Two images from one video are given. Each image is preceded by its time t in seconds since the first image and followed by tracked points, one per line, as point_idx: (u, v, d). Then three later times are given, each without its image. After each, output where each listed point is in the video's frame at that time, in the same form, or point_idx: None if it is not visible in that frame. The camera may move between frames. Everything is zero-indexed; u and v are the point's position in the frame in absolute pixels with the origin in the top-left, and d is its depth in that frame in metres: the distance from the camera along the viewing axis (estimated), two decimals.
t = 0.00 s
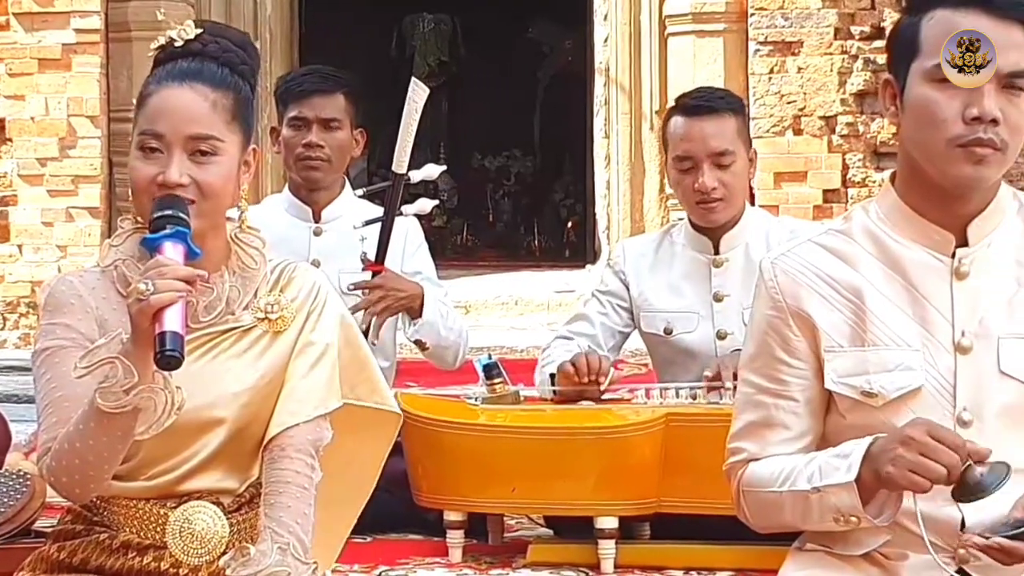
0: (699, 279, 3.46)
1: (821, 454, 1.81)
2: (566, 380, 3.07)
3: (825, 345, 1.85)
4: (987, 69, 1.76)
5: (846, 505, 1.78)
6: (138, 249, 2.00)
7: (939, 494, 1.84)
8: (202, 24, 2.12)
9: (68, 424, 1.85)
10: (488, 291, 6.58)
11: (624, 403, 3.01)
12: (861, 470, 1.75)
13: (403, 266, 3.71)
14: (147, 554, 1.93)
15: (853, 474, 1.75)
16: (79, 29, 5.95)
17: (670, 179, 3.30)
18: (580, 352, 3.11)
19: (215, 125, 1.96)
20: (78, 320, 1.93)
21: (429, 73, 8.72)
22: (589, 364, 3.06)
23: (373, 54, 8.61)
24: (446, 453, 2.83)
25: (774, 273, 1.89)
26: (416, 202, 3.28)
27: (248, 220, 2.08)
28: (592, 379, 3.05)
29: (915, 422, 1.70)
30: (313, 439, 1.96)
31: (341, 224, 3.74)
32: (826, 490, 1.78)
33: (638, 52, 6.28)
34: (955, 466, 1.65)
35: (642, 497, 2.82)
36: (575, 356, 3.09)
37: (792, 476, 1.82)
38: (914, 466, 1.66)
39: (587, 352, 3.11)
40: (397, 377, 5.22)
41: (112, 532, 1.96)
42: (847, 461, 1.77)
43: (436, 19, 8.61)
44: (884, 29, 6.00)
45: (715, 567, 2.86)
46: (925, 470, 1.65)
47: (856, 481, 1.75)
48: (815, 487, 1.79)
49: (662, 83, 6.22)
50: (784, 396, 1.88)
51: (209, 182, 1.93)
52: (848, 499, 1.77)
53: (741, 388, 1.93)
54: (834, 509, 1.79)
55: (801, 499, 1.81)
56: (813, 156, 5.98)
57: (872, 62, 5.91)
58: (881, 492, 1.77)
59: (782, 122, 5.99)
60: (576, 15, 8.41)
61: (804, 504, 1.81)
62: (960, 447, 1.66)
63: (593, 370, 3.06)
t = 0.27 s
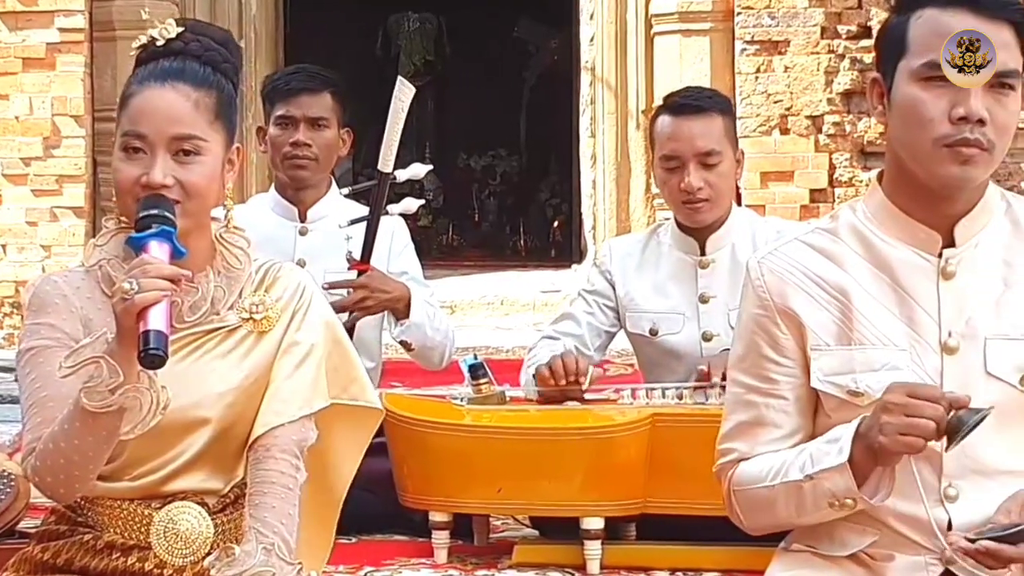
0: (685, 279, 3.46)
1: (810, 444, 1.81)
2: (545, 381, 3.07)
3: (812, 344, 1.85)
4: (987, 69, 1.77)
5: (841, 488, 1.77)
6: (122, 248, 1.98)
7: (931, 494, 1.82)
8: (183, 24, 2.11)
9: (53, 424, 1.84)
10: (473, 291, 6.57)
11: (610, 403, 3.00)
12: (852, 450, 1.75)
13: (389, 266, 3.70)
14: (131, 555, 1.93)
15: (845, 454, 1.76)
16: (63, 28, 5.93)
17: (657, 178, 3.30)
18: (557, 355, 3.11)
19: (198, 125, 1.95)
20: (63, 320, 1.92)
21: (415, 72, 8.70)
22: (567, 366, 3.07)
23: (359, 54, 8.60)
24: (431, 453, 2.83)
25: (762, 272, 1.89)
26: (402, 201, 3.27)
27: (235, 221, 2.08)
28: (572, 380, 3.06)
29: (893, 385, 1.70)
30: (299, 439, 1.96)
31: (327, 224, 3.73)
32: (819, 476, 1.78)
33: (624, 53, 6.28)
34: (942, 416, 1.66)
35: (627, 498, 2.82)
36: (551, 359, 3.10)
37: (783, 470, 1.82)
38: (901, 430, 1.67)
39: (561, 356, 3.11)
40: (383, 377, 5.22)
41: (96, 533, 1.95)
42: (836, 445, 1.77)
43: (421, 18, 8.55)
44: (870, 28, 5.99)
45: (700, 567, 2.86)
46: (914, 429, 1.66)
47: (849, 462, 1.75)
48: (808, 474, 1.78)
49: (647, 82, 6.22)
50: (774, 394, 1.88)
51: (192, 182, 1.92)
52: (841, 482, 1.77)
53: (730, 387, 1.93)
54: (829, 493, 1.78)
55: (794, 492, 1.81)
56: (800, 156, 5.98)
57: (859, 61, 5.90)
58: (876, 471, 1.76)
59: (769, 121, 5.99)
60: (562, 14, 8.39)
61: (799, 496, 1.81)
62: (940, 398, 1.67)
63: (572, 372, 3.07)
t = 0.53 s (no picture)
0: (672, 277, 3.46)
1: (802, 454, 1.81)
2: (527, 380, 3.05)
3: (798, 344, 1.86)
4: (987, 69, 1.78)
5: (830, 503, 1.77)
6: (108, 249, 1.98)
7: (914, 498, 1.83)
8: (165, 23, 2.10)
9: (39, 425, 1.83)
10: (459, 291, 6.57)
11: (595, 403, 3.01)
12: (847, 469, 1.75)
13: (374, 266, 3.69)
14: (117, 555, 1.91)
15: (838, 472, 1.75)
16: (48, 29, 5.91)
17: (641, 178, 3.31)
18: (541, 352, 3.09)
19: (183, 124, 1.94)
20: (48, 320, 1.91)
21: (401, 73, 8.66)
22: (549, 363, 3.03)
23: (344, 53, 8.59)
24: (417, 454, 2.83)
25: (748, 272, 1.90)
26: (387, 201, 3.26)
27: (221, 223, 2.07)
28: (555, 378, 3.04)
29: (918, 434, 1.70)
30: (283, 439, 1.96)
31: (312, 224, 3.72)
32: (809, 489, 1.78)
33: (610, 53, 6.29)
34: (952, 486, 1.67)
35: (611, 499, 2.82)
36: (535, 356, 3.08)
37: (771, 476, 1.82)
38: (912, 478, 1.66)
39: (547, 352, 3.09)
40: (369, 377, 5.22)
41: (81, 533, 1.94)
42: (831, 460, 1.77)
43: (407, 18, 8.60)
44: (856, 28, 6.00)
45: (686, 568, 2.87)
46: (925, 486, 1.66)
47: (841, 480, 1.75)
48: (797, 485, 1.79)
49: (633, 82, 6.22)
50: (758, 395, 1.88)
51: (178, 182, 1.92)
52: (831, 498, 1.77)
53: (714, 387, 1.94)
54: (817, 507, 1.78)
55: (780, 500, 1.81)
56: (785, 156, 5.99)
57: (844, 61, 5.91)
58: (867, 493, 1.76)
59: (754, 121, 6.00)
60: (548, 14, 8.40)
61: (785, 504, 1.81)
62: (960, 470, 1.67)
63: (554, 370, 3.04)
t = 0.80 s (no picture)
0: (661, 278, 3.47)
1: (791, 461, 1.81)
2: (517, 381, 3.05)
3: (784, 345, 1.86)
4: (987, 69, 1.79)
5: (820, 511, 1.78)
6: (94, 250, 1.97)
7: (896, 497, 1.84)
8: (149, 23, 2.09)
9: (25, 425, 1.83)
10: (443, 291, 6.57)
11: (581, 403, 3.01)
12: (836, 477, 1.75)
13: (359, 267, 3.70)
14: (102, 555, 1.91)
15: (828, 481, 1.75)
16: (34, 29, 5.89)
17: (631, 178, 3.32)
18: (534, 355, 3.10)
19: (170, 123, 1.94)
20: (34, 321, 1.90)
21: (385, 73, 8.73)
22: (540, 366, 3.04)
23: (329, 53, 8.58)
24: (402, 454, 2.83)
25: (734, 272, 1.91)
26: (373, 202, 3.26)
27: (206, 222, 2.06)
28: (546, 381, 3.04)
29: (911, 454, 1.72)
30: (269, 439, 1.96)
31: (298, 224, 3.72)
32: (799, 494, 1.78)
33: (595, 50, 6.31)
34: (934, 507, 1.69)
35: (597, 499, 2.82)
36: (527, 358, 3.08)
37: (758, 481, 1.82)
38: (897, 496, 1.68)
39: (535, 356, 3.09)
40: (353, 378, 5.22)
41: (66, 533, 1.93)
42: (821, 468, 1.77)
43: (392, 19, 8.66)
44: (841, 28, 6.02)
45: (671, 568, 2.87)
46: (907, 504, 1.68)
47: (831, 489, 1.75)
48: (786, 491, 1.79)
49: (618, 82, 6.23)
50: (744, 396, 1.89)
51: (165, 181, 1.91)
52: (822, 505, 1.77)
53: (699, 387, 1.94)
54: (806, 513, 1.79)
55: (768, 506, 1.81)
56: (770, 156, 6.00)
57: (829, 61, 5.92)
58: (855, 504, 1.76)
59: (740, 121, 6.01)
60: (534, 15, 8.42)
61: (772, 510, 1.81)
62: (946, 494, 1.69)
63: (547, 372, 3.05)
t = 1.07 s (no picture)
0: (648, 278, 3.48)
1: (775, 464, 1.82)
2: (501, 376, 3.07)
3: (769, 345, 1.87)
4: (986, 69, 1.80)
5: (801, 515, 1.79)
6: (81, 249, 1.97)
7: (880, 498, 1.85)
8: (132, 23, 2.09)
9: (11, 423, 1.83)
10: (428, 291, 6.57)
11: (567, 403, 3.01)
12: (819, 483, 1.76)
13: (344, 267, 3.69)
14: (88, 555, 1.91)
15: (809, 486, 1.77)
16: (19, 28, 5.87)
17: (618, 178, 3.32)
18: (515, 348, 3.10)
19: (154, 122, 1.94)
20: (20, 320, 1.90)
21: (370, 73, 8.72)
22: (525, 360, 3.05)
23: (314, 52, 8.56)
24: (388, 454, 2.83)
25: (719, 273, 1.91)
26: (358, 202, 3.25)
27: (192, 222, 2.06)
28: (528, 375, 3.05)
29: (891, 453, 1.73)
30: (255, 439, 1.96)
31: (282, 224, 3.71)
32: (780, 500, 1.79)
33: (581, 50, 6.32)
34: (919, 505, 1.70)
35: (583, 499, 2.82)
36: (510, 351, 3.09)
37: (742, 483, 1.83)
38: (880, 498, 1.70)
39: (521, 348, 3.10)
40: (338, 378, 5.22)
41: (51, 532, 1.94)
42: (802, 473, 1.78)
43: (377, 19, 8.62)
44: (826, 28, 6.03)
45: (656, 568, 2.88)
46: (890, 505, 1.69)
47: (812, 494, 1.77)
48: (769, 495, 1.80)
49: (603, 82, 6.24)
50: (729, 396, 1.89)
51: (151, 180, 1.91)
52: (802, 510, 1.78)
53: (684, 387, 1.95)
54: (787, 518, 1.80)
55: (751, 509, 1.82)
56: (755, 156, 6.01)
57: (815, 61, 5.93)
58: (836, 506, 1.78)
59: (725, 121, 6.02)
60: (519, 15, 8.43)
61: (754, 513, 1.83)
62: (928, 491, 1.71)
63: (530, 366, 3.06)
